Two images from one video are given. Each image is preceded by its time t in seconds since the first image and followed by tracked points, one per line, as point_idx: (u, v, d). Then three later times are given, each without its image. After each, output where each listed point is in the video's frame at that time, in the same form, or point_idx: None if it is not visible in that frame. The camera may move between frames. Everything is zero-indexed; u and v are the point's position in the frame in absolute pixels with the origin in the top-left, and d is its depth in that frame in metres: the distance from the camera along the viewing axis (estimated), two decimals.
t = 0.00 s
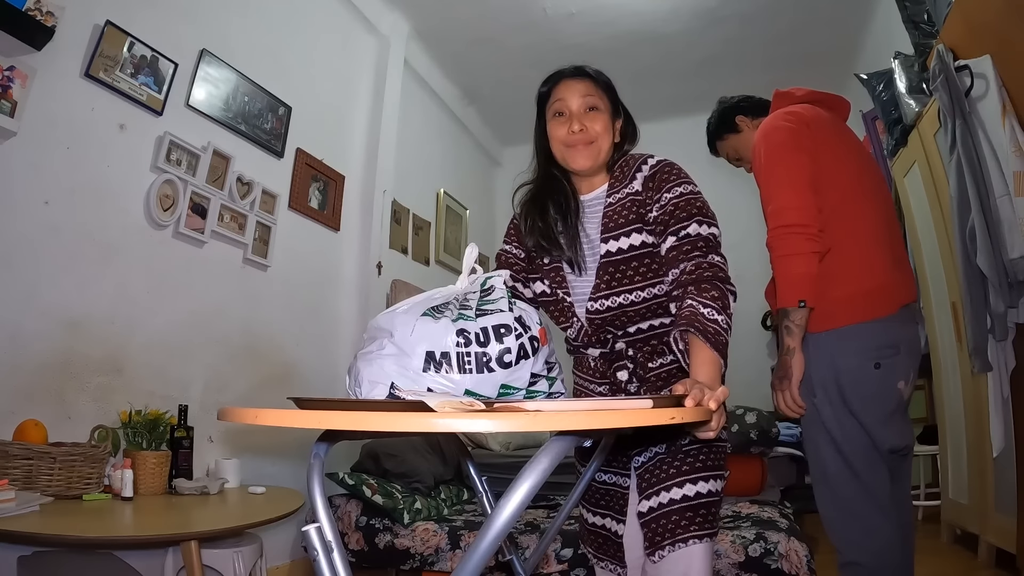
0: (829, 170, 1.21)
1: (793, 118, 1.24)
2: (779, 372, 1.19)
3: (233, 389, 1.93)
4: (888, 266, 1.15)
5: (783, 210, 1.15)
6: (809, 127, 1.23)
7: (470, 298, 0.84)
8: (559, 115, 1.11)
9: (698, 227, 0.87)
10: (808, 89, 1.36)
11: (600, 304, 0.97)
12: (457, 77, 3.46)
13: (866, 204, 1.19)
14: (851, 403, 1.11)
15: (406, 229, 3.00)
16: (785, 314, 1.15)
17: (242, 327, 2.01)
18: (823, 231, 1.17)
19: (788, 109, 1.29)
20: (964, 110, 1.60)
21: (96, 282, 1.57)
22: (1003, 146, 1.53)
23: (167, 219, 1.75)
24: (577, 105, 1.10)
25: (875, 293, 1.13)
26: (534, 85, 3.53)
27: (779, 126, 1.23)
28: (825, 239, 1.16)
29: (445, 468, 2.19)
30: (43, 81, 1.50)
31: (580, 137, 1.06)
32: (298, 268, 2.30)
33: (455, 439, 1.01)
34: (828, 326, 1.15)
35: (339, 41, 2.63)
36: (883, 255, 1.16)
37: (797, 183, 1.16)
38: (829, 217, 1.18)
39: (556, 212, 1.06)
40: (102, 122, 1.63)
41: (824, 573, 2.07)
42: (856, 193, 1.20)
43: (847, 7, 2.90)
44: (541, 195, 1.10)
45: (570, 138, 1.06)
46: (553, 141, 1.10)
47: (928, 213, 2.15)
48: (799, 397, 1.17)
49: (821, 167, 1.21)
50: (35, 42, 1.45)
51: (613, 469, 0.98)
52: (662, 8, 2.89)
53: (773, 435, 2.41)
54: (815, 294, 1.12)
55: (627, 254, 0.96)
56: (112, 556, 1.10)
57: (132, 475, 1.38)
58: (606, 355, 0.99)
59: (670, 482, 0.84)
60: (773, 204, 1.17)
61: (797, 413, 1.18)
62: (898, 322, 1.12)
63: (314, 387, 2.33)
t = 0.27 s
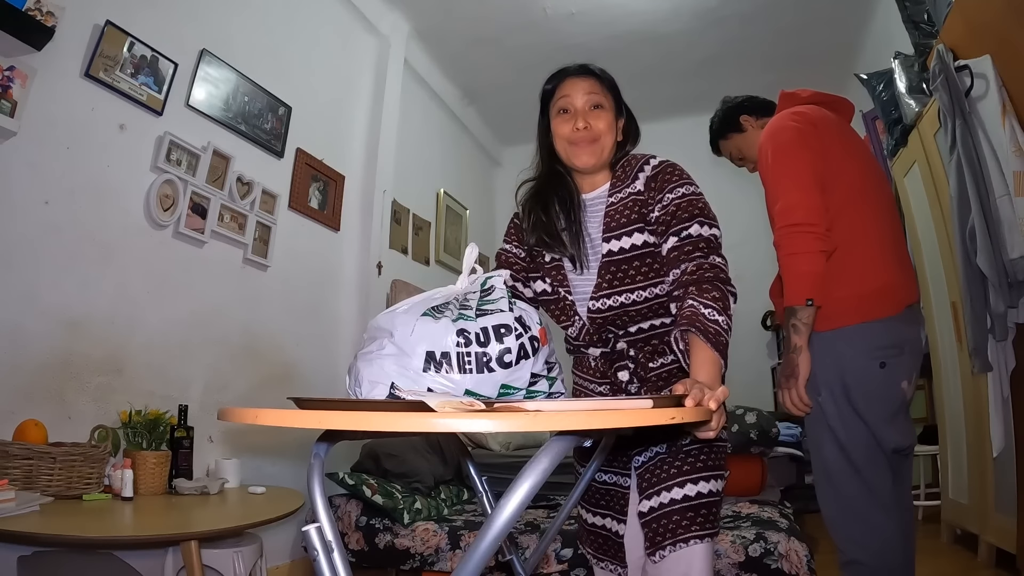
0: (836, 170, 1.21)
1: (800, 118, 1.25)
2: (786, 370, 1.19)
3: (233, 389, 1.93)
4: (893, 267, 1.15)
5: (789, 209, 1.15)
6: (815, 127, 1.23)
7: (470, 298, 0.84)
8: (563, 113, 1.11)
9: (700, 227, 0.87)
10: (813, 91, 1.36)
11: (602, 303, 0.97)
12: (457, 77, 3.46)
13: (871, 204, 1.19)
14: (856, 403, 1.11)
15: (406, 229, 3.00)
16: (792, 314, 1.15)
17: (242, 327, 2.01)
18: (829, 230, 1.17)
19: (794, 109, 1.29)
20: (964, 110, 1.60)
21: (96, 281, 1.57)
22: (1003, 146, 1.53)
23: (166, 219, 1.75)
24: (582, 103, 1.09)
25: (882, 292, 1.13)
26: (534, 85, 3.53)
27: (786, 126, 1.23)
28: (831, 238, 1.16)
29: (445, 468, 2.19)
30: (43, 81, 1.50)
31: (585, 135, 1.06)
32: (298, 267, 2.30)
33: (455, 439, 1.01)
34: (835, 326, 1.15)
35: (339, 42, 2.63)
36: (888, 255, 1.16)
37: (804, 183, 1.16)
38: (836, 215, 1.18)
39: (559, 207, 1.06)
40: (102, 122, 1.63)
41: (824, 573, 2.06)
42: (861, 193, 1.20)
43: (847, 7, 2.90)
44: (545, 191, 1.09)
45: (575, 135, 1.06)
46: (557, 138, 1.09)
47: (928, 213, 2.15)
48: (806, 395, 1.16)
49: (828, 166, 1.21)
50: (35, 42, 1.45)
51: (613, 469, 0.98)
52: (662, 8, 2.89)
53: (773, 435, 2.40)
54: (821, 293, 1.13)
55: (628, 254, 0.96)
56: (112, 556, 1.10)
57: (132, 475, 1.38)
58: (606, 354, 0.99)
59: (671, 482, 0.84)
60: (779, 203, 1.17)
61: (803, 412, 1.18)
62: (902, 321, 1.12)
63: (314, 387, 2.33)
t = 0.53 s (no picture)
0: (851, 167, 1.22)
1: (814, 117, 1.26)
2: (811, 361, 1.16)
3: (233, 389, 1.93)
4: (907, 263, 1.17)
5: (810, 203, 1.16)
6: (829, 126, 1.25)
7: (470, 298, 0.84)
8: (564, 114, 1.11)
9: (701, 228, 0.87)
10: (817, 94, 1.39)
11: (603, 304, 0.97)
12: (457, 77, 3.46)
13: (884, 202, 1.22)
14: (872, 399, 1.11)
15: (406, 229, 3.00)
16: (816, 305, 1.14)
17: (242, 327, 2.00)
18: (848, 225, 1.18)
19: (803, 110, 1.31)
20: (964, 110, 1.60)
21: (96, 281, 1.57)
22: (1003, 146, 1.53)
23: (166, 219, 1.75)
24: (583, 104, 1.09)
25: (900, 287, 1.15)
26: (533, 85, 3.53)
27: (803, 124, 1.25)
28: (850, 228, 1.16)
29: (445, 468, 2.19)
30: (43, 81, 1.50)
31: (586, 136, 1.07)
32: (298, 267, 2.30)
33: (455, 439, 1.01)
34: (857, 318, 1.14)
35: (339, 42, 2.63)
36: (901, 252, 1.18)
37: (821, 177, 1.17)
38: (855, 208, 1.18)
39: (559, 207, 1.05)
40: (102, 122, 1.63)
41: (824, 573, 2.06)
42: (874, 192, 1.22)
43: (847, 7, 2.90)
44: (546, 190, 1.08)
45: (575, 137, 1.07)
46: (558, 140, 1.10)
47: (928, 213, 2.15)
48: (832, 384, 1.14)
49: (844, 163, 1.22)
50: (35, 42, 1.45)
51: (613, 469, 0.98)
52: (662, 9, 2.89)
53: (773, 435, 2.39)
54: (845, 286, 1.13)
55: (629, 255, 0.96)
56: (112, 556, 1.10)
57: (132, 475, 1.38)
58: (607, 354, 0.99)
59: (672, 482, 0.84)
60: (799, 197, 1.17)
61: (824, 404, 1.15)
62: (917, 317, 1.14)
63: (314, 387, 2.33)
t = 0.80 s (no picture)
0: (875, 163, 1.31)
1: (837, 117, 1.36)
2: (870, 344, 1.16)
3: (233, 389, 1.93)
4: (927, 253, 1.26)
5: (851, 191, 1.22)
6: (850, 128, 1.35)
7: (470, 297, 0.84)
8: (563, 113, 1.11)
9: (702, 228, 0.87)
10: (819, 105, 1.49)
11: (603, 303, 0.97)
12: (457, 77, 3.46)
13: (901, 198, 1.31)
14: (911, 388, 1.15)
15: (406, 229, 3.00)
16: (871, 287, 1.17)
17: (242, 327, 2.00)
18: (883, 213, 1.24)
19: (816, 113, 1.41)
20: (964, 110, 1.61)
21: (95, 281, 1.57)
22: (1003, 146, 1.54)
23: (166, 219, 1.75)
24: (582, 102, 1.09)
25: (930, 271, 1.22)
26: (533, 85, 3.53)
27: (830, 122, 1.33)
28: (888, 211, 1.22)
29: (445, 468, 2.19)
30: (43, 81, 1.50)
31: (585, 132, 1.06)
32: (298, 267, 2.30)
33: (455, 439, 1.01)
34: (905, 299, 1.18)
35: (339, 42, 2.63)
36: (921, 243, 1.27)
37: (857, 168, 1.25)
38: (889, 194, 1.25)
39: (563, 204, 1.06)
40: (102, 122, 1.63)
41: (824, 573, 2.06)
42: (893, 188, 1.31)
43: (847, 7, 2.90)
44: (547, 189, 1.08)
45: (574, 132, 1.06)
46: (557, 138, 1.09)
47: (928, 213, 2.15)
48: (893, 366, 1.14)
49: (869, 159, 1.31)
50: (35, 42, 1.45)
51: (613, 469, 0.98)
52: (662, 9, 2.89)
53: (774, 435, 2.38)
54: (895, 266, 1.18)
55: (630, 253, 0.96)
56: (112, 556, 1.10)
57: (132, 475, 1.38)
58: (607, 353, 0.99)
59: (672, 482, 0.84)
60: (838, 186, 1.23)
61: (876, 390, 1.15)
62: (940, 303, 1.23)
63: (314, 386, 2.33)
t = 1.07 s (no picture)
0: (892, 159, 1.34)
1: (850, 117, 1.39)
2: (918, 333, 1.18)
3: (233, 389, 1.94)
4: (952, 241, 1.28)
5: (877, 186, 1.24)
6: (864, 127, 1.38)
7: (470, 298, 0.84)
8: (559, 123, 1.11)
9: (702, 231, 0.87)
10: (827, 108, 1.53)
11: (604, 308, 0.97)
12: (457, 77, 3.46)
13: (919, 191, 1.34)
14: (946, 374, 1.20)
15: (406, 229, 3.00)
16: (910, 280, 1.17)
17: (242, 327, 2.00)
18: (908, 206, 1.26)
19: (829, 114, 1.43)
20: (964, 110, 1.61)
21: (95, 281, 1.57)
22: (1003, 146, 1.54)
23: (166, 219, 1.75)
24: (577, 112, 1.09)
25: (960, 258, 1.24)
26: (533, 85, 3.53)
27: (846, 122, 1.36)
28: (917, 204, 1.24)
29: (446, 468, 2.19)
30: (43, 81, 1.50)
31: (581, 146, 1.06)
32: (298, 266, 2.30)
33: (455, 439, 1.01)
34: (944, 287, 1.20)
35: (339, 42, 2.63)
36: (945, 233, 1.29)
37: (880, 163, 1.27)
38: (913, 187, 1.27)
39: (559, 215, 1.06)
40: (101, 122, 1.63)
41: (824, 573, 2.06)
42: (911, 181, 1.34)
43: (847, 6, 2.90)
44: (545, 200, 1.09)
45: (570, 146, 1.06)
46: (554, 150, 1.10)
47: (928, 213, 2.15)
48: (942, 353, 1.17)
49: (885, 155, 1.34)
50: (34, 41, 1.45)
51: (613, 469, 0.98)
52: (662, 8, 2.89)
53: (773, 435, 2.39)
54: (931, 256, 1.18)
55: (632, 257, 0.96)
56: (112, 556, 1.10)
57: (132, 475, 1.38)
58: (608, 356, 0.99)
59: (672, 482, 0.84)
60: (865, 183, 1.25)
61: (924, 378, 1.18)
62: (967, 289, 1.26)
63: (314, 386, 2.33)
